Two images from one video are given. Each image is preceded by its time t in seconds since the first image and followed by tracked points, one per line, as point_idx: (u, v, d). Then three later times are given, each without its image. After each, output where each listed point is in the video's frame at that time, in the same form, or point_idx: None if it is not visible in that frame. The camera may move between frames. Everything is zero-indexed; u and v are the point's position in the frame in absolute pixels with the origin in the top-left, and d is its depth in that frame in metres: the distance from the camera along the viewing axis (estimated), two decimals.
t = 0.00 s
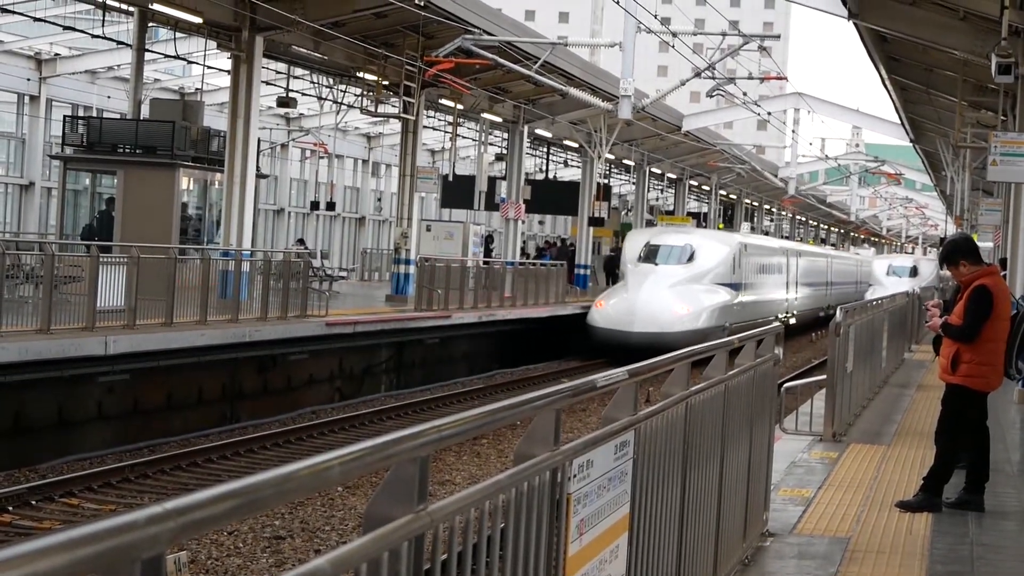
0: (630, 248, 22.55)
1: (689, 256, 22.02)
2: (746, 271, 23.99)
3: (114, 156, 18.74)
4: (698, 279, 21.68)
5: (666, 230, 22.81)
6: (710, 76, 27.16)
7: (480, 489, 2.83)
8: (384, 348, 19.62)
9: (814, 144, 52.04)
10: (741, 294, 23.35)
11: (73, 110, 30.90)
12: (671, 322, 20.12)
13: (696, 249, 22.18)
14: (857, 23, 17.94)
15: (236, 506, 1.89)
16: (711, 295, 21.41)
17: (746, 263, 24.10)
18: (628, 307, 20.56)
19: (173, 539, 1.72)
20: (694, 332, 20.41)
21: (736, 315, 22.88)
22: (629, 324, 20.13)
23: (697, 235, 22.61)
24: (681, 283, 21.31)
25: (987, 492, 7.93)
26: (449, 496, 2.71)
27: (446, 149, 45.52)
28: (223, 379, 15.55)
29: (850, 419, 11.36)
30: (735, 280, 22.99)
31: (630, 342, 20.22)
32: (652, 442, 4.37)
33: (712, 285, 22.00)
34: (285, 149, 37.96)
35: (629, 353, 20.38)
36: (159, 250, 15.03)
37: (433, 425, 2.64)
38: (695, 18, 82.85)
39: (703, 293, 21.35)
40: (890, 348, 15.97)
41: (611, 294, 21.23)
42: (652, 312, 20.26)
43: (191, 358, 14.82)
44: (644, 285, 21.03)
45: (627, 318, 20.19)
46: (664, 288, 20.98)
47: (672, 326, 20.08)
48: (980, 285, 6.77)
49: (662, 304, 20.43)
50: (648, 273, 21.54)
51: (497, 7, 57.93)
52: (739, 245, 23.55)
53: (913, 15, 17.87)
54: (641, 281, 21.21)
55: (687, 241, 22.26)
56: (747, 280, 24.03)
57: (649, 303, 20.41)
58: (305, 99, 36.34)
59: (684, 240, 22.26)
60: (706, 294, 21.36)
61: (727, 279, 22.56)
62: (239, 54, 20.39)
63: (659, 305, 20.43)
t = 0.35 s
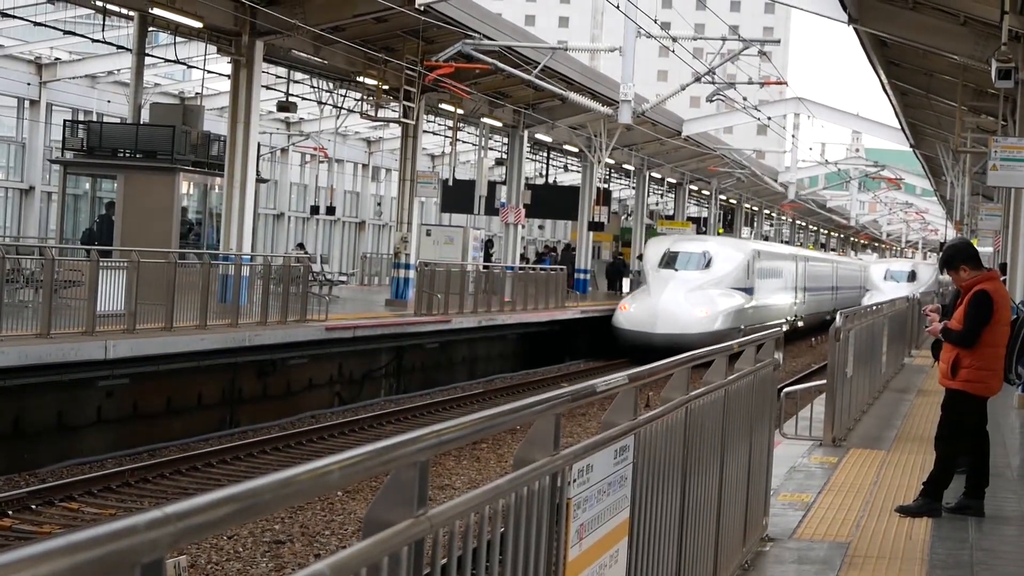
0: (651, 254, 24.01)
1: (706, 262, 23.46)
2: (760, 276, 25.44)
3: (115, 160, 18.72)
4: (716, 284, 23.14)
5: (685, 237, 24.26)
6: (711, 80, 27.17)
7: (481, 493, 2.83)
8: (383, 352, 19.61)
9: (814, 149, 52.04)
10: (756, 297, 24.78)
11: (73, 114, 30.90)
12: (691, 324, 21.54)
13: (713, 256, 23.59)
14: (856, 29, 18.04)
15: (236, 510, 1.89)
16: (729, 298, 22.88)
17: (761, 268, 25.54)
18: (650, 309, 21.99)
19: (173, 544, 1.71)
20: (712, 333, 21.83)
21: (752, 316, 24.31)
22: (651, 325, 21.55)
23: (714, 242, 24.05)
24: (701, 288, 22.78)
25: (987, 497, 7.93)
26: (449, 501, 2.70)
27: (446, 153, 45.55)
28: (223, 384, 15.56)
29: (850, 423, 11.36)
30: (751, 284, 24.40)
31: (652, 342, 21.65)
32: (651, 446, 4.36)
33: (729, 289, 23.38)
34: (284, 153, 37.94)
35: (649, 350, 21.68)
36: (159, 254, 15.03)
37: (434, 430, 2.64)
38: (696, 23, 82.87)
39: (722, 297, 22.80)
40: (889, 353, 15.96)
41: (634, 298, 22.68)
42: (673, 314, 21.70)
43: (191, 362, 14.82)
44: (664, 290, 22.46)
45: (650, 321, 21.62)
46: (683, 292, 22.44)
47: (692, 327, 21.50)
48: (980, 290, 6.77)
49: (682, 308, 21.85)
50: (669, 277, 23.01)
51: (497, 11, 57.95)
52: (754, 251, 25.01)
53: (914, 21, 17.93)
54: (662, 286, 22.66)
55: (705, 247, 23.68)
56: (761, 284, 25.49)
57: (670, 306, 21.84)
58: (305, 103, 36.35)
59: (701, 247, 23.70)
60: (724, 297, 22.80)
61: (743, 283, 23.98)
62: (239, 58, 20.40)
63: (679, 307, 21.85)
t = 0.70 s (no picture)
0: (667, 257, 25.31)
1: (719, 263, 24.76)
2: (770, 275, 26.74)
3: (111, 161, 18.68)
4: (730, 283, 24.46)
5: (698, 240, 25.57)
6: (708, 81, 27.19)
7: (478, 493, 2.83)
8: (380, 352, 19.59)
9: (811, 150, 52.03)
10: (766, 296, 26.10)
11: (70, 115, 30.87)
12: (708, 321, 22.86)
13: (726, 257, 24.88)
14: (853, 29, 18.01)
15: (232, 511, 1.89)
16: (742, 296, 24.21)
17: (771, 268, 26.89)
18: (668, 308, 23.30)
19: (169, 544, 1.71)
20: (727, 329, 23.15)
21: (763, 314, 25.63)
22: (670, 323, 22.87)
23: (727, 244, 25.35)
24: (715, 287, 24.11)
25: (984, 496, 7.94)
26: (446, 502, 2.70)
27: (443, 154, 45.53)
28: (220, 385, 15.56)
29: (847, 423, 11.37)
30: (762, 284, 25.70)
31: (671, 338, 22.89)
32: (648, 446, 4.35)
33: (741, 288, 24.67)
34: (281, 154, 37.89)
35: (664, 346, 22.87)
36: (156, 255, 15.00)
37: (430, 431, 2.64)
38: (693, 23, 82.85)
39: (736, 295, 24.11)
40: (886, 352, 15.95)
41: (653, 297, 24.00)
42: (690, 312, 23.00)
43: (188, 364, 14.81)
44: (681, 289, 23.76)
45: (668, 318, 22.93)
46: (699, 291, 23.74)
47: (709, 324, 22.81)
48: (976, 289, 6.76)
49: (698, 306, 23.15)
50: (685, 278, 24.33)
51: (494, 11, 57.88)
52: (765, 252, 26.35)
53: (911, 21, 17.94)
54: (679, 286, 23.98)
55: (718, 249, 24.98)
56: (771, 283, 26.80)
57: (687, 305, 23.14)
58: (302, 104, 36.32)
59: (715, 249, 25.00)
60: (737, 296, 24.10)
61: (755, 282, 25.30)
62: (236, 60, 20.38)
63: (696, 306, 23.15)
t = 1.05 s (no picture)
0: (680, 260, 26.46)
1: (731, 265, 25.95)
2: (778, 277, 27.90)
3: (109, 162, 18.70)
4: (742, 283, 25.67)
5: (709, 244, 26.74)
6: (705, 81, 27.18)
7: (476, 493, 2.83)
8: (377, 353, 19.56)
9: (808, 149, 52.03)
10: (775, 296, 27.29)
11: (67, 117, 30.83)
12: (723, 318, 23.98)
13: (738, 259, 26.04)
14: (850, 28, 18.00)
15: (231, 512, 1.89)
16: (754, 296, 25.40)
17: (779, 269, 28.08)
18: (684, 307, 24.41)
19: (167, 545, 1.71)
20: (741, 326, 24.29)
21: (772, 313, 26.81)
22: (686, 321, 23.98)
23: (737, 247, 26.55)
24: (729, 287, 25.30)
25: (982, 496, 7.94)
26: (445, 502, 2.70)
27: (440, 154, 45.54)
28: (218, 385, 15.56)
29: (844, 423, 11.38)
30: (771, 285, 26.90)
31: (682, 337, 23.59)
32: (646, 446, 4.35)
33: (752, 288, 25.81)
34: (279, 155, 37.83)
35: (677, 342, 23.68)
36: (154, 256, 14.99)
37: (427, 432, 2.63)
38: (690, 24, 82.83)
39: (748, 295, 25.29)
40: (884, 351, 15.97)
41: (669, 297, 25.12)
42: (705, 310, 24.11)
43: (185, 365, 14.78)
44: (697, 289, 24.88)
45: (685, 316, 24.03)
46: (713, 291, 24.90)
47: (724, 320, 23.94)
48: (974, 288, 6.77)
49: (713, 304, 24.27)
50: (699, 278, 25.48)
51: (491, 12, 57.85)
52: (773, 255, 27.55)
53: (908, 21, 17.95)
54: (694, 286, 25.12)
55: (729, 252, 26.18)
56: (779, 284, 27.99)
57: (703, 303, 24.26)
58: (299, 105, 36.31)
59: (727, 252, 26.19)
60: (749, 295, 25.28)
61: (765, 283, 26.52)
62: (233, 61, 20.36)
63: (711, 304, 24.27)
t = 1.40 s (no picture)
0: (693, 260, 27.64)
1: (742, 265, 27.15)
2: (784, 276, 29.05)
3: (106, 162, 18.72)
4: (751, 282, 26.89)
5: (721, 244, 27.92)
6: (702, 80, 27.19)
7: (472, 494, 2.82)
8: (374, 352, 19.54)
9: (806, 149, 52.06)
10: (782, 295, 28.52)
11: (64, 116, 30.79)
12: (734, 316, 25.23)
13: (747, 260, 27.27)
14: (847, 28, 18.08)
15: (228, 512, 1.88)
16: (762, 295, 26.64)
17: (784, 269, 29.24)
18: (697, 305, 25.64)
19: (164, 545, 1.70)
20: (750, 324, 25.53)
21: (779, 311, 28.04)
22: (700, 318, 25.18)
23: (747, 248, 27.75)
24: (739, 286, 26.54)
25: (979, 495, 7.94)
26: (442, 502, 2.70)
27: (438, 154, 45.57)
28: (215, 385, 15.55)
29: (842, 422, 11.39)
30: (779, 284, 28.12)
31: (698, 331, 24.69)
32: (643, 446, 4.35)
33: (761, 288, 27.05)
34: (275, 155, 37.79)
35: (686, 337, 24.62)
36: (151, 256, 14.98)
37: (424, 432, 2.63)
38: (687, 24, 82.89)
39: (757, 293, 26.53)
40: (881, 351, 16.00)
41: (683, 295, 26.34)
42: (717, 309, 25.33)
43: (182, 364, 14.77)
44: (709, 288, 26.11)
45: (698, 314, 25.26)
46: (725, 290, 26.13)
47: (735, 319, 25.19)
48: (969, 288, 6.79)
49: (724, 303, 25.49)
50: (711, 278, 26.69)
51: (488, 11, 57.84)
52: (780, 256, 28.76)
53: (906, 21, 17.98)
54: (706, 285, 26.35)
55: (740, 253, 27.38)
56: (784, 283, 29.16)
57: (715, 302, 25.49)
58: (296, 104, 36.32)
59: (738, 253, 27.40)
60: (758, 295, 26.51)
61: (773, 283, 27.73)
62: (230, 60, 20.36)
63: (723, 303, 25.49)
